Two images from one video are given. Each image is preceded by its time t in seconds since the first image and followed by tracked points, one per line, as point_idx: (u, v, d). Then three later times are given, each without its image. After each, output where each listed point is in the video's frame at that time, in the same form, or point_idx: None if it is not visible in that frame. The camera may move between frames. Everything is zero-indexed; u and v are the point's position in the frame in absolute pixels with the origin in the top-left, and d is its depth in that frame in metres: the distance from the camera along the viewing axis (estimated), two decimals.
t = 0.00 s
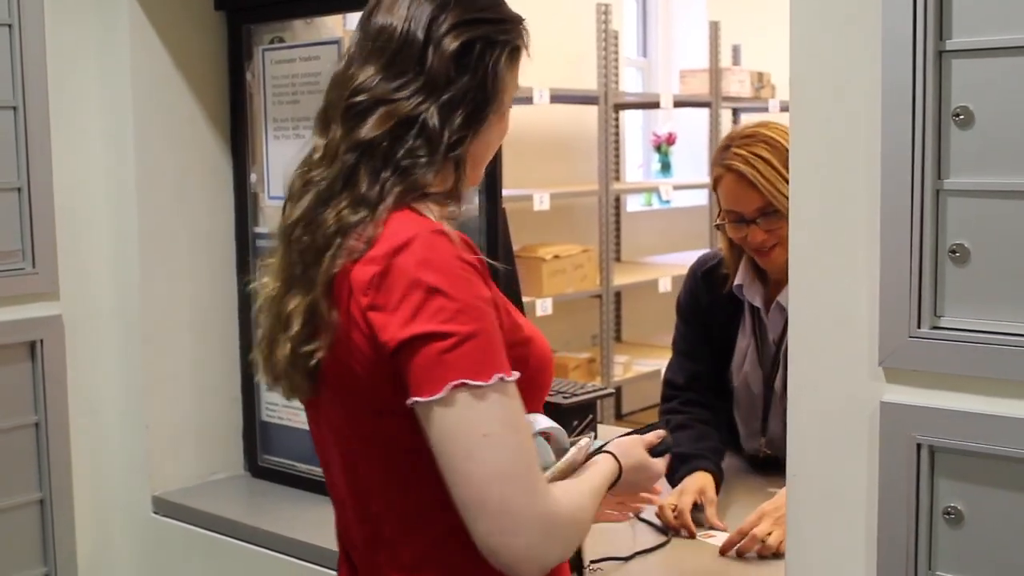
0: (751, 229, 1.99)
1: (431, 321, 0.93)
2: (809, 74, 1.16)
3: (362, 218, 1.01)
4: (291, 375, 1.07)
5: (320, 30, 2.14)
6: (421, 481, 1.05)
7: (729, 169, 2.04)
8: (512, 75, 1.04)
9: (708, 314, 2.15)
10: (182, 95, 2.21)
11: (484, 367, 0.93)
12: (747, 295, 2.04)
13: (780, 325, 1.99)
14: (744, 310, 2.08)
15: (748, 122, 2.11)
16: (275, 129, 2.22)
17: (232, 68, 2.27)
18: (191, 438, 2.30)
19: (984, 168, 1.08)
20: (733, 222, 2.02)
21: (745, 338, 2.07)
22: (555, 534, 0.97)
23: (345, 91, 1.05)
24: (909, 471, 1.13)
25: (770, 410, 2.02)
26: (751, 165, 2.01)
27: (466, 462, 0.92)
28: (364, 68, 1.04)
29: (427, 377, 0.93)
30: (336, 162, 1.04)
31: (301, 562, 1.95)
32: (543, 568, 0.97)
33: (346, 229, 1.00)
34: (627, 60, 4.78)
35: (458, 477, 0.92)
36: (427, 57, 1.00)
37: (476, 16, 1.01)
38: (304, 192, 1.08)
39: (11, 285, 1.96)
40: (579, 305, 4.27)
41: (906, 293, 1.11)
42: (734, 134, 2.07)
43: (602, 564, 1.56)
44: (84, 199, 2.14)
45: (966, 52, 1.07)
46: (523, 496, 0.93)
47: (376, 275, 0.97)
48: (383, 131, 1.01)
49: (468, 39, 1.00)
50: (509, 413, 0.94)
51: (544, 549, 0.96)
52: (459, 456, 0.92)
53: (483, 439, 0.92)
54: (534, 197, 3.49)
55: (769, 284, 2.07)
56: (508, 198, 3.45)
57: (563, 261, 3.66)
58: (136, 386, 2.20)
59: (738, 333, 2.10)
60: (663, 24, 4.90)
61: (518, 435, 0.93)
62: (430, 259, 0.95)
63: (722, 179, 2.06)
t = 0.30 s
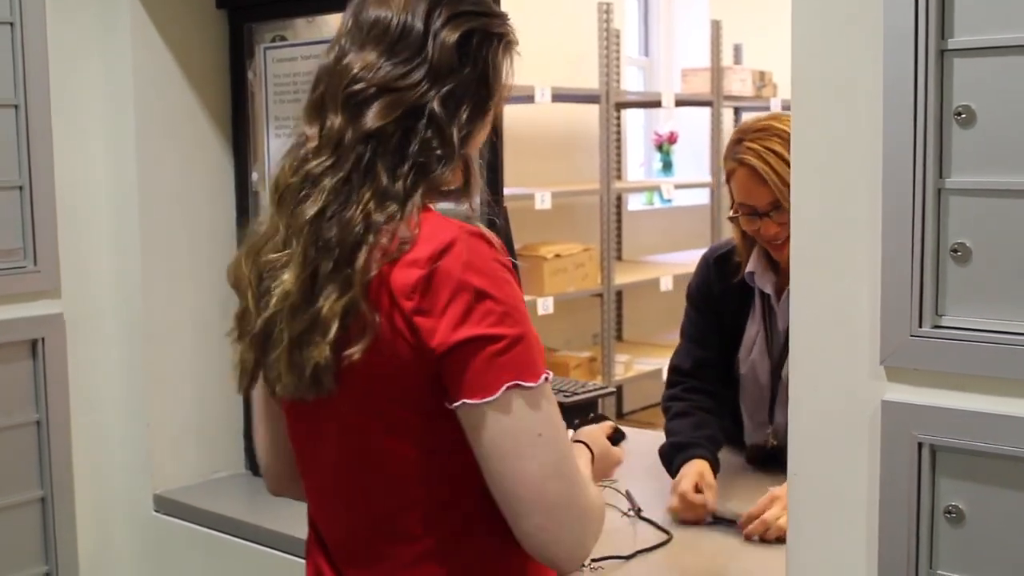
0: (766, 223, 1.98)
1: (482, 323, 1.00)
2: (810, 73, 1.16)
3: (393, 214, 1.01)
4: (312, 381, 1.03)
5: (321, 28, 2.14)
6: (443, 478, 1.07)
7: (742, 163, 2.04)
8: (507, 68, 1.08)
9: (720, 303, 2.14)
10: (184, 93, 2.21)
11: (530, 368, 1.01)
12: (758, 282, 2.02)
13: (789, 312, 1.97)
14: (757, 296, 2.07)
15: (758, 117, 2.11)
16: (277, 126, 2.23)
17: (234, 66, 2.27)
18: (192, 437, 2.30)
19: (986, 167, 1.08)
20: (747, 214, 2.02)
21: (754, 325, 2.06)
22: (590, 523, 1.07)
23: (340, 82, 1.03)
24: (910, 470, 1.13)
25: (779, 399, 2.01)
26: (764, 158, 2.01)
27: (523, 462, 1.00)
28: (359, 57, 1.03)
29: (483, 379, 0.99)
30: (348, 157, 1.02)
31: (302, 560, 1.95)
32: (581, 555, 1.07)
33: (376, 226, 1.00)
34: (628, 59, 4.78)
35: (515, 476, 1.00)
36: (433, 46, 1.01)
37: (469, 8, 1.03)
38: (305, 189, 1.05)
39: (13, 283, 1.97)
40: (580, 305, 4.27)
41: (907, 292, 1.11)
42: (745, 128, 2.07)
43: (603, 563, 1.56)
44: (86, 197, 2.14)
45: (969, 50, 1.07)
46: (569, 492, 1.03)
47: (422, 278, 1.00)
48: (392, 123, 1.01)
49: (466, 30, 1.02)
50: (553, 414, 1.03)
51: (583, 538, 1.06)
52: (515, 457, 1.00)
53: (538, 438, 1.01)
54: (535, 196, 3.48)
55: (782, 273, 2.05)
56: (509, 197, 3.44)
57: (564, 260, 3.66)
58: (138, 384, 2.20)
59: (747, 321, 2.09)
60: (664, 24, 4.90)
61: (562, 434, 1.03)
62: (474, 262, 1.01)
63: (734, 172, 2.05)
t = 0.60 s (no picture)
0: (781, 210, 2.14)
1: (494, 327, 1.02)
2: (810, 73, 1.16)
3: (397, 219, 1.01)
4: (320, 388, 1.03)
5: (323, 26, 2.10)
6: (442, 475, 1.09)
7: (764, 151, 2.15)
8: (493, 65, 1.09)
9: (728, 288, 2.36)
10: (185, 92, 2.21)
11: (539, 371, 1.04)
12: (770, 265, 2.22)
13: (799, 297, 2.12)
14: (766, 279, 2.27)
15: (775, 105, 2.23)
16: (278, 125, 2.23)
17: (235, 65, 2.28)
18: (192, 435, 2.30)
19: (986, 167, 1.08)
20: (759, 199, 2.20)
21: (762, 306, 2.27)
22: (593, 523, 1.10)
23: (329, 83, 1.03)
24: (911, 469, 1.13)
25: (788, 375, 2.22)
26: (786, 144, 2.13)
27: (533, 462, 1.03)
28: (346, 58, 1.03)
29: (495, 382, 1.01)
30: (345, 161, 1.03)
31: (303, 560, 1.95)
32: (584, 554, 1.09)
33: (383, 230, 1.01)
34: (630, 58, 4.78)
35: (525, 476, 1.03)
36: (423, 45, 1.02)
37: (455, 7, 1.04)
38: (299, 193, 1.05)
39: (14, 282, 1.97)
40: (582, 304, 4.27)
41: (908, 291, 1.11)
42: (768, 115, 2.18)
43: (603, 563, 1.56)
44: (88, 196, 2.14)
45: (971, 50, 1.07)
46: (575, 495, 1.06)
47: (434, 283, 1.01)
48: (387, 125, 1.02)
49: (453, 28, 1.03)
50: (560, 416, 1.06)
51: (586, 537, 1.09)
52: (525, 458, 1.03)
53: (547, 440, 1.03)
54: (537, 195, 3.48)
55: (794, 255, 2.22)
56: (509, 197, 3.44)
57: (565, 260, 3.66)
58: (139, 383, 2.20)
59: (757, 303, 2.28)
60: (666, 23, 4.90)
61: (568, 435, 1.06)
62: (483, 265, 1.02)
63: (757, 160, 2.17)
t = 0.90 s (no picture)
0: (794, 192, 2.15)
1: (477, 328, 1.01)
2: (812, 73, 1.16)
3: (376, 226, 1.00)
4: (304, 398, 1.01)
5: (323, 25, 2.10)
6: (428, 474, 1.09)
7: (777, 135, 2.15)
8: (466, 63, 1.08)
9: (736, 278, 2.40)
10: (186, 92, 2.21)
11: (522, 370, 1.04)
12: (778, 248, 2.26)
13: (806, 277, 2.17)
14: (772, 263, 2.30)
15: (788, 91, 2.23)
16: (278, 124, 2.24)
17: (236, 65, 2.28)
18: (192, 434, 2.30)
19: (988, 167, 1.08)
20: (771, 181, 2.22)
21: (769, 291, 2.30)
22: (580, 520, 1.09)
23: (302, 90, 1.02)
24: (911, 469, 1.13)
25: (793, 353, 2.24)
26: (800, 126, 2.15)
27: (520, 461, 1.02)
28: (318, 63, 1.02)
29: (479, 383, 1.01)
30: (320, 169, 1.02)
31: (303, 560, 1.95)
32: (573, 551, 1.09)
33: (363, 237, 1.00)
34: (631, 58, 4.78)
35: (512, 475, 1.02)
36: (394, 49, 1.01)
37: (426, 6, 1.03)
38: (275, 202, 1.03)
39: (14, 281, 1.97)
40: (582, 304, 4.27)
41: (909, 291, 1.11)
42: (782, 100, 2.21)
43: (604, 563, 1.56)
44: (88, 195, 2.14)
45: (973, 50, 1.07)
46: (560, 493, 1.05)
47: (417, 286, 1.00)
48: (362, 132, 1.01)
49: (425, 29, 1.02)
50: (544, 414, 1.05)
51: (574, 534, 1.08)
52: (512, 457, 1.02)
53: (533, 438, 1.03)
54: (538, 195, 3.49)
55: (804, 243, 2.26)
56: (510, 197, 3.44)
57: (566, 260, 3.66)
58: (139, 382, 2.20)
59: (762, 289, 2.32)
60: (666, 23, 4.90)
61: (552, 433, 1.06)
62: (466, 267, 1.02)
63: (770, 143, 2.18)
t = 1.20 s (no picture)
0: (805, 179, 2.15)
1: (465, 329, 1.00)
2: (818, 76, 1.16)
3: (361, 233, 1.00)
4: (292, 408, 1.01)
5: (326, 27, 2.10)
6: (419, 474, 1.08)
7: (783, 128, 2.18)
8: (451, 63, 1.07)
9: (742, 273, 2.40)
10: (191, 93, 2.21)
11: (511, 370, 1.02)
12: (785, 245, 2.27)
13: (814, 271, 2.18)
14: (780, 259, 2.31)
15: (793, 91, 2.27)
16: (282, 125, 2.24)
17: (241, 67, 2.28)
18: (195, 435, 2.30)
19: (995, 172, 1.08)
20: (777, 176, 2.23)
21: (776, 287, 2.31)
22: (570, 518, 1.08)
23: (286, 102, 1.03)
24: (916, 474, 1.13)
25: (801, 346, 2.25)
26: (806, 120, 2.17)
27: (508, 459, 1.01)
28: (301, 76, 1.02)
29: (467, 384, 1.00)
30: (305, 180, 1.02)
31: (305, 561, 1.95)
32: (564, 549, 1.08)
33: (347, 245, 0.99)
34: (635, 61, 4.78)
35: (501, 472, 1.02)
36: (373, 59, 1.01)
37: (409, 10, 1.02)
38: (261, 213, 1.03)
39: (19, 281, 1.97)
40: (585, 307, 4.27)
41: (915, 295, 1.11)
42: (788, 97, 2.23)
43: (607, 567, 1.56)
44: (93, 195, 2.14)
45: (980, 55, 1.07)
46: (551, 491, 1.05)
47: (404, 289, 0.99)
48: (344, 141, 1.01)
49: (408, 33, 1.01)
50: (533, 412, 1.04)
51: (565, 532, 1.07)
52: (500, 455, 1.01)
53: (521, 436, 1.02)
54: (541, 198, 3.49)
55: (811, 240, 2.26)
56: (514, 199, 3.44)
57: (569, 262, 3.65)
58: (142, 383, 2.20)
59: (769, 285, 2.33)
60: (671, 26, 4.90)
61: (541, 430, 1.05)
62: (453, 267, 1.01)
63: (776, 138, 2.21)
